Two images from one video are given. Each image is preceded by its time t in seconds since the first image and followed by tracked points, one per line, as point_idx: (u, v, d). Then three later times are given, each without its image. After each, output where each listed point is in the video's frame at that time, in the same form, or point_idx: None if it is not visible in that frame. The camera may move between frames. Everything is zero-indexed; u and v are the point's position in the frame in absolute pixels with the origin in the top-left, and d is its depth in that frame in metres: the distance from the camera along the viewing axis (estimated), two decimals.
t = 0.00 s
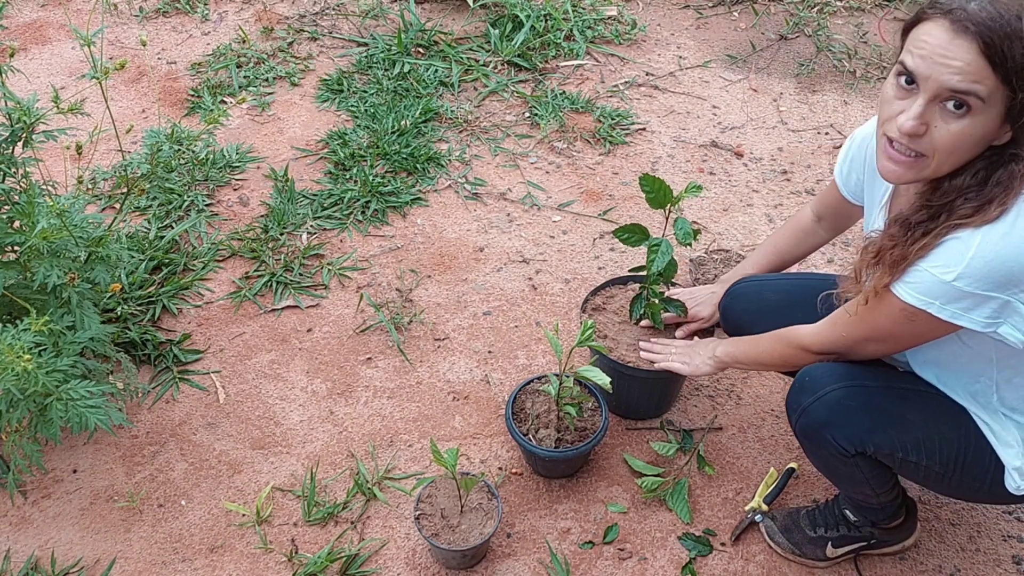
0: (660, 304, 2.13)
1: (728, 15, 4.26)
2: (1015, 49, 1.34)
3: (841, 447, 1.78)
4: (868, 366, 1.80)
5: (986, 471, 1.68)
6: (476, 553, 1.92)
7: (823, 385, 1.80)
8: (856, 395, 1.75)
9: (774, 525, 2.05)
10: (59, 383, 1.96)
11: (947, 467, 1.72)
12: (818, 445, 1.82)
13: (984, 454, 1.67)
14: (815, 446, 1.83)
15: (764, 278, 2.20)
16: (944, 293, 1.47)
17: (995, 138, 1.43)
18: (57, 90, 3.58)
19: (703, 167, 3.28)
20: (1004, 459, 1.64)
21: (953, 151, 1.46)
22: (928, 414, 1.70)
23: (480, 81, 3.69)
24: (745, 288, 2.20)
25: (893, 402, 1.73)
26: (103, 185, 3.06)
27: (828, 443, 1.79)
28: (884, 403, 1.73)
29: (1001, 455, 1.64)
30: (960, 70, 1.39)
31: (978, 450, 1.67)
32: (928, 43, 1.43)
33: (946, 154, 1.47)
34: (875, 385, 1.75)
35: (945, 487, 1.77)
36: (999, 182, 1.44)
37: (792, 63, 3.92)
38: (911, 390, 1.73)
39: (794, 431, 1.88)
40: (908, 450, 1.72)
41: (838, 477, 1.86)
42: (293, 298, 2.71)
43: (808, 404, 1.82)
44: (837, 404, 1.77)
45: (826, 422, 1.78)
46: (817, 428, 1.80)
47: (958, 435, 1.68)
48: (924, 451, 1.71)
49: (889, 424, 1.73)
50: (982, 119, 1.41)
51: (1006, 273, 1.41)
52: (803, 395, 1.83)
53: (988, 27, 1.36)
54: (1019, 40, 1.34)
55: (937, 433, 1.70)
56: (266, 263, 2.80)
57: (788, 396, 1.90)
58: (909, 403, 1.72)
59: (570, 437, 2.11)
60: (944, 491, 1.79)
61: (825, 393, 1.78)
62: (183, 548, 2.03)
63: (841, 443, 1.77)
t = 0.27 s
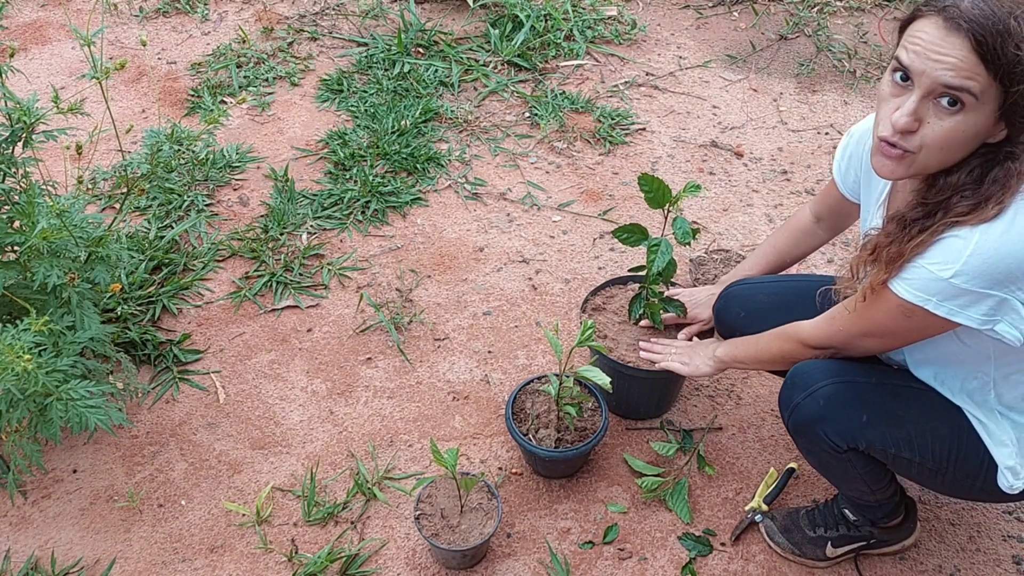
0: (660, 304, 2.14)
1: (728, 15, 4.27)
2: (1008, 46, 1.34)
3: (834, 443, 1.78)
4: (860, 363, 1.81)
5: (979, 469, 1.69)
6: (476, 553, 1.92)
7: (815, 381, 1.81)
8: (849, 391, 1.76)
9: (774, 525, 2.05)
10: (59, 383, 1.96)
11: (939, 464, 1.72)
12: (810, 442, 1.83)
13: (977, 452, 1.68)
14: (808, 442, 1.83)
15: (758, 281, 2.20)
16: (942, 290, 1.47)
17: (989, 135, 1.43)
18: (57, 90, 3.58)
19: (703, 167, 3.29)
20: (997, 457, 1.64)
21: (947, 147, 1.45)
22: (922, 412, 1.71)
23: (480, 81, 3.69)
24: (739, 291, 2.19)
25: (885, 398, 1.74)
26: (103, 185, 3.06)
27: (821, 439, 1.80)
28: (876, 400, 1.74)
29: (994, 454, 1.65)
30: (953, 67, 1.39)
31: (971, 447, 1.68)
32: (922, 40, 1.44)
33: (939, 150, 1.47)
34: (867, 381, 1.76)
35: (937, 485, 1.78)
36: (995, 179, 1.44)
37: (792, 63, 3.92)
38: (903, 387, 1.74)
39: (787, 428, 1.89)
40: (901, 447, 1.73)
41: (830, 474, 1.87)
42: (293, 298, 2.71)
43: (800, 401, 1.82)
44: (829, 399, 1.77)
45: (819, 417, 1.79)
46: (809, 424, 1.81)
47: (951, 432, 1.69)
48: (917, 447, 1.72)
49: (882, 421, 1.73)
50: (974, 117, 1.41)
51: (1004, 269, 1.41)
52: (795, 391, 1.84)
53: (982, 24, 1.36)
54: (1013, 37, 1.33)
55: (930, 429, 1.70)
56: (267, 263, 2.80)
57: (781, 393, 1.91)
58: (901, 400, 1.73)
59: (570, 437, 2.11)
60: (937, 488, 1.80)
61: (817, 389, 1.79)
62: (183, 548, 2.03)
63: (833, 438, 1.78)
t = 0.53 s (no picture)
0: (660, 304, 2.13)
1: (728, 15, 4.26)
2: (934, 89, 1.35)
3: (841, 447, 1.79)
4: (868, 367, 1.81)
5: (985, 472, 1.68)
6: (476, 553, 1.92)
7: (822, 385, 1.81)
8: (855, 395, 1.76)
9: (774, 525, 2.05)
10: (59, 383, 1.96)
11: (946, 467, 1.71)
12: (818, 446, 1.83)
13: (983, 455, 1.67)
14: (816, 446, 1.84)
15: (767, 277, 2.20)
16: (937, 288, 1.46)
17: (950, 157, 1.44)
18: (57, 90, 3.58)
19: (703, 167, 3.28)
20: (1003, 461, 1.64)
21: (909, 169, 1.49)
22: (928, 415, 1.70)
23: (480, 81, 3.69)
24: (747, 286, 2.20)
25: (892, 402, 1.73)
26: (103, 185, 3.06)
27: (827, 442, 1.80)
28: (882, 403, 1.74)
29: (1000, 457, 1.64)
30: (887, 108, 1.42)
31: (977, 450, 1.67)
32: (866, 75, 1.46)
33: (902, 171, 1.50)
34: (873, 384, 1.76)
35: (944, 488, 1.77)
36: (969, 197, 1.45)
37: (792, 63, 3.92)
38: (909, 390, 1.73)
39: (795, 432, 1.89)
40: (907, 450, 1.72)
41: (838, 478, 1.87)
42: (293, 298, 2.71)
43: (807, 405, 1.83)
44: (836, 403, 1.78)
45: (825, 421, 1.79)
46: (816, 429, 1.81)
47: (956, 435, 1.68)
48: (923, 450, 1.71)
49: (887, 424, 1.73)
50: (922, 150, 1.44)
51: (998, 268, 1.41)
52: (803, 396, 1.85)
53: (912, 65, 1.37)
54: (938, 80, 1.34)
55: (936, 432, 1.69)
56: (266, 263, 2.80)
57: (788, 397, 1.91)
58: (908, 403, 1.72)
59: (570, 437, 2.11)
60: (944, 491, 1.79)
61: (824, 393, 1.80)
62: (183, 548, 2.03)
63: (840, 442, 1.78)
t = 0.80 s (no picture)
0: (661, 303, 2.12)
1: (728, 15, 4.27)
2: (870, 118, 1.44)
3: (847, 449, 1.79)
4: (877, 370, 1.81)
5: (990, 477, 1.69)
6: (476, 553, 1.92)
7: (830, 387, 1.81)
8: (862, 397, 1.76)
9: (774, 525, 2.05)
10: (59, 384, 1.96)
11: (951, 471, 1.71)
12: (824, 448, 1.83)
13: (988, 459, 1.68)
14: (821, 448, 1.84)
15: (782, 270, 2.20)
16: (895, 292, 1.51)
17: (901, 177, 1.52)
18: (57, 90, 3.58)
19: (703, 167, 3.28)
20: (1008, 465, 1.65)
21: (866, 182, 1.58)
22: (934, 418, 1.70)
23: (480, 81, 3.69)
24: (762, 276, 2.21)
25: (899, 405, 1.73)
26: (103, 185, 3.06)
27: (834, 444, 1.80)
28: (889, 407, 1.73)
29: (1005, 462, 1.65)
30: (837, 129, 1.52)
31: (982, 455, 1.68)
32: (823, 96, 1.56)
33: (864, 184, 1.58)
34: (882, 387, 1.76)
35: (950, 492, 1.77)
36: (920, 211, 1.51)
37: (792, 63, 3.92)
38: (918, 393, 1.73)
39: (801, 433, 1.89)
40: (914, 453, 1.72)
41: (843, 479, 1.87)
42: (293, 298, 2.71)
43: (814, 407, 1.83)
44: (843, 405, 1.78)
45: (832, 423, 1.79)
46: (823, 430, 1.81)
47: (962, 439, 1.68)
48: (929, 454, 1.71)
49: (894, 427, 1.73)
50: (873, 169, 1.53)
51: (958, 277, 1.46)
52: (811, 397, 1.85)
53: (852, 93, 1.46)
54: (873, 110, 1.43)
55: (942, 436, 1.69)
56: (266, 263, 2.80)
57: (796, 398, 1.92)
58: (915, 406, 1.72)
59: (570, 437, 2.11)
60: (948, 495, 1.79)
61: (832, 396, 1.80)
62: (183, 548, 2.03)
63: (846, 444, 1.78)
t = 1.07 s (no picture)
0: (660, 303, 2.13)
1: (728, 15, 4.27)
2: (846, 122, 1.48)
3: (846, 451, 1.78)
4: (876, 372, 1.81)
5: (987, 479, 1.69)
6: (476, 553, 1.92)
7: (829, 388, 1.81)
8: (862, 399, 1.76)
9: (774, 525, 2.05)
10: (59, 384, 1.96)
11: (949, 473, 1.71)
12: (822, 449, 1.82)
13: (986, 461, 1.68)
14: (819, 449, 1.83)
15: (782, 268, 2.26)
16: (884, 292, 1.52)
17: (884, 181, 1.55)
18: (57, 90, 3.58)
19: (703, 167, 3.29)
20: (1006, 467, 1.65)
21: (853, 185, 1.61)
22: (934, 421, 1.70)
23: (480, 81, 3.69)
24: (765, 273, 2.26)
25: (899, 406, 1.73)
26: (104, 185, 3.06)
27: (832, 446, 1.80)
28: (889, 408, 1.73)
29: (1003, 464, 1.65)
30: (820, 131, 1.56)
31: (980, 457, 1.68)
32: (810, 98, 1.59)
33: (851, 185, 1.61)
34: (880, 389, 1.75)
35: (948, 494, 1.77)
36: (905, 215, 1.53)
37: (792, 63, 3.92)
38: (916, 395, 1.73)
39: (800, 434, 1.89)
40: (912, 455, 1.72)
41: (841, 480, 1.86)
42: (293, 298, 2.71)
43: (812, 408, 1.83)
44: (842, 407, 1.77)
45: (831, 424, 1.78)
46: (821, 431, 1.81)
47: (961, 442, 1.68)
48: (928, 456, 1.71)
49: (894, 428, 1.72)
50: (855, 171, 1.56)
51: (946, 278, 1.47)
52: (809, 398, 1.85)
53: (832, 96, 1.50)
54: (849, 115, 1.47)
55: (941, 438, 1.69)
56: (266, 263, 2.80)
57: (795, 399, 1.91)
58: (914, 408, 1.72)
59: (570, 437, 2.11)
60: (946, 498, 1.79)
61: (831, 397, 1.79)
62: (183, 548, 2.03)
63: (845, 446, 1.77)
